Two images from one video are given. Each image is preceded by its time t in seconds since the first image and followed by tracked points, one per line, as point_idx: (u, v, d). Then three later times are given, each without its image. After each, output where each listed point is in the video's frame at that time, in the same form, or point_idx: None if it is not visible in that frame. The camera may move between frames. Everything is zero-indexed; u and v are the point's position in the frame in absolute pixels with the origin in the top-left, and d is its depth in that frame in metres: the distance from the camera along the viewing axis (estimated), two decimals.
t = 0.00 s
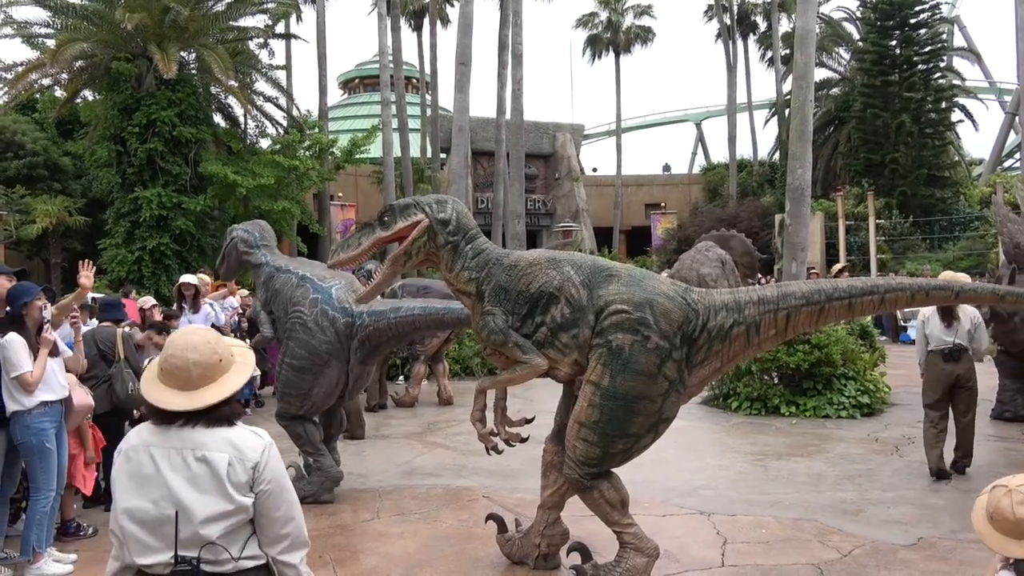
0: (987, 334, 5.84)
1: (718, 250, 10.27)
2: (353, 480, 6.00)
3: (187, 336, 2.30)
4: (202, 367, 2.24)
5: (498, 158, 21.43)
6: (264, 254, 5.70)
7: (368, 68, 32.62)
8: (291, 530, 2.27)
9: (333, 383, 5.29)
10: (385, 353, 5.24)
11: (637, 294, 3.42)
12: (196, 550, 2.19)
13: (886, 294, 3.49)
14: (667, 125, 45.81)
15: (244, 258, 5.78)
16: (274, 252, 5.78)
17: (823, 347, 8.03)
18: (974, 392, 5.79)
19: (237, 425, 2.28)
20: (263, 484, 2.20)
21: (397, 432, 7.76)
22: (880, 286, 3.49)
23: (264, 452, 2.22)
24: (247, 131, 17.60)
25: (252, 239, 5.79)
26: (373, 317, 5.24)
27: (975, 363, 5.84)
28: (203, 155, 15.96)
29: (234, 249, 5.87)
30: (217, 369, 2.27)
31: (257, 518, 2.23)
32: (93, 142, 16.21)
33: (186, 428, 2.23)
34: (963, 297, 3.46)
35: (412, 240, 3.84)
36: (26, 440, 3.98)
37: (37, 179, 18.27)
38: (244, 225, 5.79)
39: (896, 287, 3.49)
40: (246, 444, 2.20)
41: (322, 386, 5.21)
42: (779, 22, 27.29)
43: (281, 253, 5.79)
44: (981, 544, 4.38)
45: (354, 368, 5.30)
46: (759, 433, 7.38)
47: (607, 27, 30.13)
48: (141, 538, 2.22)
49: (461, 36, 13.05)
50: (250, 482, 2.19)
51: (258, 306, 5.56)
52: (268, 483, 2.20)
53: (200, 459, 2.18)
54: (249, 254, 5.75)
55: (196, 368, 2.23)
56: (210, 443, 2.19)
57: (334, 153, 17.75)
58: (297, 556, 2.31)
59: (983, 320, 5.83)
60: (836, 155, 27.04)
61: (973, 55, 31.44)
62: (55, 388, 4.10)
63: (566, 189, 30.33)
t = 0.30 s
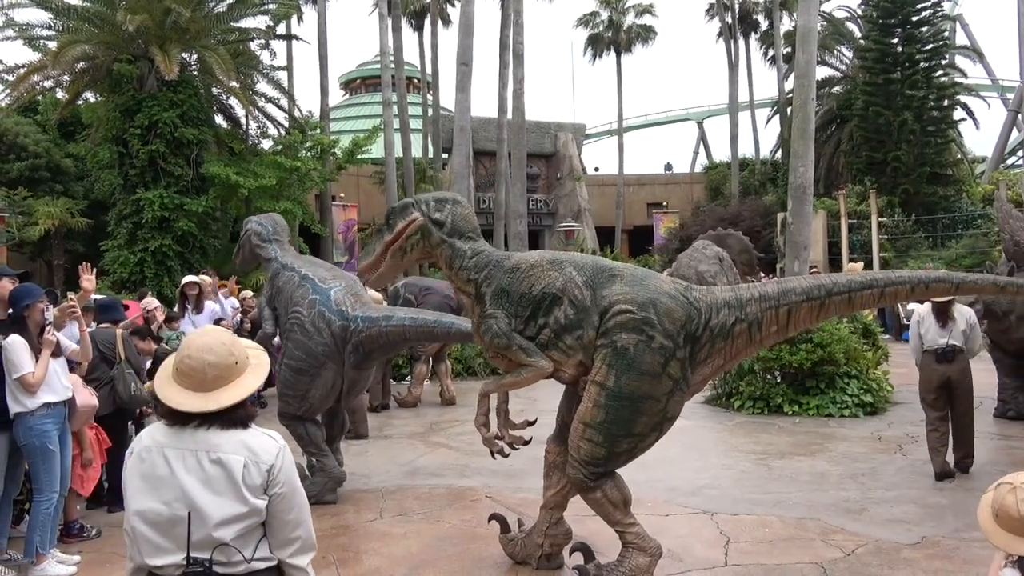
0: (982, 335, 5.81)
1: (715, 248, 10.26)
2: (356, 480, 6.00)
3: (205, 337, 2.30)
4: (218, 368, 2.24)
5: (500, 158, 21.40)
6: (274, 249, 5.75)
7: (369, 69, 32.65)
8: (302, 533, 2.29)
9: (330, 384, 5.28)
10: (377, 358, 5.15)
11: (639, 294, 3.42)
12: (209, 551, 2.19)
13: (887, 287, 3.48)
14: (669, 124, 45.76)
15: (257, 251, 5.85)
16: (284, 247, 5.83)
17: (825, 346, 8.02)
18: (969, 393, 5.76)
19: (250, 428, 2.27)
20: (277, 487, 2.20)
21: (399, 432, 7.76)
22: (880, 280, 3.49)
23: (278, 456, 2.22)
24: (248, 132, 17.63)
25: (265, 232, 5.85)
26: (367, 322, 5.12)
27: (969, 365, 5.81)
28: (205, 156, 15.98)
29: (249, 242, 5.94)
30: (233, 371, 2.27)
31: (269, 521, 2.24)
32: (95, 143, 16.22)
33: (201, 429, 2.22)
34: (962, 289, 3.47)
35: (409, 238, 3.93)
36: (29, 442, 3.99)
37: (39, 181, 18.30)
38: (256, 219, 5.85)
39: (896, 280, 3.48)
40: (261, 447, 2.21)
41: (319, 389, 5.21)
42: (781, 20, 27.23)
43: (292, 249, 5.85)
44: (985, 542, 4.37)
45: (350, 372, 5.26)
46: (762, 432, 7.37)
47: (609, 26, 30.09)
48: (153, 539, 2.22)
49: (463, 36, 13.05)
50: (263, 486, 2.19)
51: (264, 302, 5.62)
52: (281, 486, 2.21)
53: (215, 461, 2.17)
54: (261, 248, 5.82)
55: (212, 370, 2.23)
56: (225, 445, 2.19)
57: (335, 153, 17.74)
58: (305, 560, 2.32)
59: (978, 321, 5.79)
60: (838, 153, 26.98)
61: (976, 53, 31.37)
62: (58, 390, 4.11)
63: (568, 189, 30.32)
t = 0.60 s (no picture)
0: (978, 334, 5.66)
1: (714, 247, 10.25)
2: (358, 481, 6.01)
3: (205, 339, 2.31)
4: (215, 370, 2.24)
5: (502, 158, 21.40)
6: (283, 246, 5.79)
7: (371, 70, 32.70)
8: (301, 537, 2.28)
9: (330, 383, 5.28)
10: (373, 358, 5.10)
11: (640, 291, 3.42)
12: (208, 553, 2.20)
13: (889, 290, 3.48)
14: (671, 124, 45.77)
15: (267, 248, 5.91)
16: (293, 244, 5.87)
17: (828, 346, 8.01)
18: (965, 393, 5.66)
19: (249, 430, 2.27)
20: (273, 490, 2.20)
21: (402, 432, 7.76)
22: (883, 283, 3.49)
23: (276, 458, 2.22)
24: (250, 133, 17.68)
25: (276, 230, 5.89)
26: (364, 322, 5.07)
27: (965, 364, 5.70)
28: (207, 157, 16.01)
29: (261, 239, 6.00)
30: (231, 372, 2.28)
31: (268, 524, 2.24)
32: (98, 144, 16.24)
33: (200, 431, 2.23)
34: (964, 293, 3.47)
35: (415, 233, 4.02)
36: (31, 443, 4.00)
37: (42, 182, 18.35)
38: (267, 217, 5.91)
39: (899, 284, 3.47)
40: (259, 450, 2.20)
41: (318, 387, 5.24)
42: (782, 20, 27.20)
43: (301, 245, 5.89)
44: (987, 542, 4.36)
45: (349, 371, 5.24)
46: (764, 432, 7.37)
47: (610, 26, 30.09)
48: (153, 539, 2.22)
49: (464, 37, 13.06)
50: (261, 489, 2.19)
51: (270, 299, 5.67)
52: (279, 489, 2.20)
53: (213, 463, 2.18)
54: (271, 245, 5.86)
55: (209, 371, 2.24)
56: (222, 447, 2.19)
57: (337, 154, 17.75)
58: (305, 564, 2.31)
59: (971, 321, 5.66)
60: (840, 153, 26.95)
61: (978, 53, 31.35)
62: (60, 391, 4.11)
63: (570, 189, 30.33)
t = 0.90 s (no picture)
0: (975, 332, 5.62)
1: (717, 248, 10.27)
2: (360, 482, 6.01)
3: (194, 342, 2.34)
4: (196, 372, 2.26)
5: (503, 158, 21.39)
6: (293, 247, 5.83)
7: (372, 70, 32.71)
8: (292, 543, 2.26)
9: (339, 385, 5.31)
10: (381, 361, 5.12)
11: (640, 292, 3.42)
12: (198, 557, 2.20)
13: (894, 291, 3.44)
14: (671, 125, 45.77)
15: (276, 248, 5.94)
16: (304, 244, 5.91)
17: (829, 346, 8.00)
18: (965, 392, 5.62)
19: (236, 432, 2.27)
20: (261, 496, 2.18)
21: (403, 433, 7.77)
22: (887, 285, 3.45)
23: (264, 463, 2.20)
24: (251, 134, 17.70)
25: (286, 230, 5.91)
26: (374, 326, 5.09)
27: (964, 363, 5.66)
28: (208, 158, 16.02)
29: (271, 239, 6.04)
30: (213, 374, 2.28)
31: (258, 528, 2.22)
32: (99, 146, 16.25)
33: (188, 434, 2.24)
34: (971, 295, 3.41)
35: (421, 235, 4.13)
36: (32, 444, 4.00)
37: (43, 184, 18.36)
38: (278, 217, 5.95)
39: (904, 285, 3.42)
40: (246, 454, 2.19)
41: (326, 388, 5.28)
42: (783, 21, 27.20)
43: (312, 246, 5.92)
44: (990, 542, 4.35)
45: (357, 374, 5.27)
46: (766, 433, 7.36)
47: (610, 27, 30.09)
48: (146, 541, 2.24)
49: (465, 37, 13.06)
50: (248, 493, 2.18)
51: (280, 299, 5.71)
52: (267, 494, 2.19)
53: (201, 466, 2.18)
54: (281, 246, 5.90)
55: (191, 372, 2.26)
56: (210, 451, 2.19)
57: (338, 154, 17.74)
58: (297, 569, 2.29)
59: (967, 319, 5.64)
60: (841, 153, 26.94)
61: (979, 53, 31.32)
62: (61, 392, 4.12)
63: (571, 189, 30.34)
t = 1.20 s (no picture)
0: (975, 333, 5.54)
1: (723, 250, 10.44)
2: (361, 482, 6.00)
3: (186, 343, 2.36)
4: (181, 374, 2.27)
5: (504, 158, 21.37)
6: (306, 244, 5.88)
7: (373, 70, 32.69)
8: (281, 549, 2.24)
9: (352, 384, 5.35)
10: (395, 360, 5.15)
11: (639, 292, 3.41)
12: (187, 559, 2.20)
13: (900, 289, 3.35)
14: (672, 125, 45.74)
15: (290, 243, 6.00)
16: (316, 242, 5.94)
17: (830, 346, 7.99)
18: (963, 393, 5.57)
19: (224, 435, 2.26)
20: (248, 501, 2.16)
21: (404, 433, 7.77)
22: (893, 281, 3.37)
23: (251, 468, 2.18)
24: (252, 134, 17.70)
25: (298, 225, 5.97)
26: (387, 326, 5.11)
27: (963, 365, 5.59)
28: (209, 158, 16.03)
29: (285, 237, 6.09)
30: (198, 377, 2.28)
31: (246, 533, 2.21)
32: (100, 147, 16.26)
33: (177, 436, 2.24)
34: (980, 293, 3.29)
35: (424, 237, 4.16)
36: (34, 445, 3.99)
37: (44, 185, 18.36)
38: (291, 214, 6.00)
39: (910, 283, 3.36)
40: (233, 459, 2.18)
41: (338, 386, 5.31)
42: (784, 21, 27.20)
43: (323, 244, 5.96)
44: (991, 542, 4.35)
45: (370, 372, 5.31)
46: (767, 433, 7.34)
47: (611, 27, 30.08)
48: (137, 542, 2.25)
49: (465, 38, 13.06)
50: (234, 498, 2.16)
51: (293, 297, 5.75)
52: (254, 499, 2.17)
53: (188, 469, 2.18)
54: (294, 242, 5.95)
55: (176, 374, 2.28)
56: (198, 454, 2.19)
57: (339, 155, 17.74)
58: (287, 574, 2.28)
59: (966, 320, 5.55)
60: (842, 152, 26.94)
61: (979, 53, 31.29)
62: (63, 393, 4.12)
63: (572, 190, 30.34)
